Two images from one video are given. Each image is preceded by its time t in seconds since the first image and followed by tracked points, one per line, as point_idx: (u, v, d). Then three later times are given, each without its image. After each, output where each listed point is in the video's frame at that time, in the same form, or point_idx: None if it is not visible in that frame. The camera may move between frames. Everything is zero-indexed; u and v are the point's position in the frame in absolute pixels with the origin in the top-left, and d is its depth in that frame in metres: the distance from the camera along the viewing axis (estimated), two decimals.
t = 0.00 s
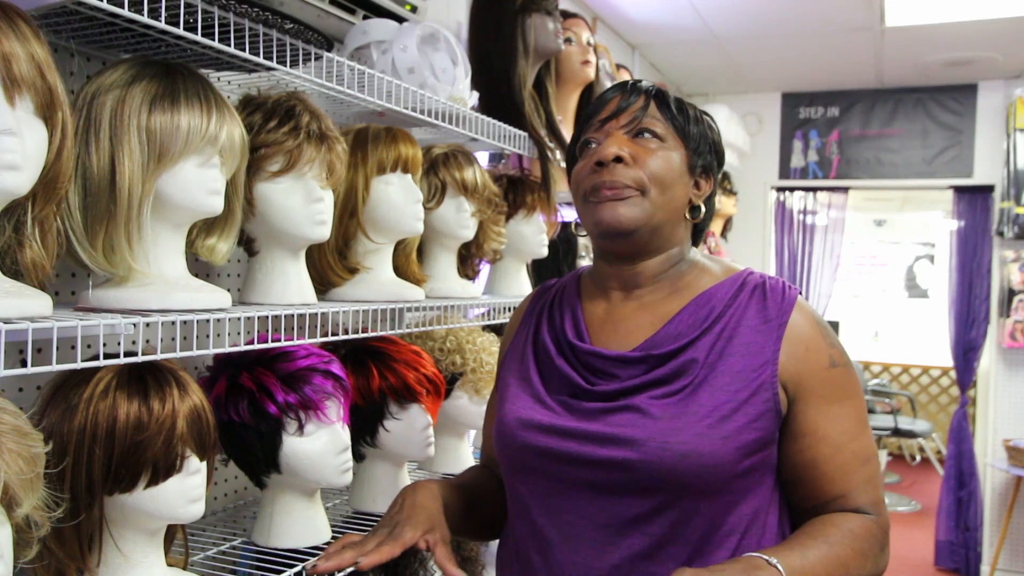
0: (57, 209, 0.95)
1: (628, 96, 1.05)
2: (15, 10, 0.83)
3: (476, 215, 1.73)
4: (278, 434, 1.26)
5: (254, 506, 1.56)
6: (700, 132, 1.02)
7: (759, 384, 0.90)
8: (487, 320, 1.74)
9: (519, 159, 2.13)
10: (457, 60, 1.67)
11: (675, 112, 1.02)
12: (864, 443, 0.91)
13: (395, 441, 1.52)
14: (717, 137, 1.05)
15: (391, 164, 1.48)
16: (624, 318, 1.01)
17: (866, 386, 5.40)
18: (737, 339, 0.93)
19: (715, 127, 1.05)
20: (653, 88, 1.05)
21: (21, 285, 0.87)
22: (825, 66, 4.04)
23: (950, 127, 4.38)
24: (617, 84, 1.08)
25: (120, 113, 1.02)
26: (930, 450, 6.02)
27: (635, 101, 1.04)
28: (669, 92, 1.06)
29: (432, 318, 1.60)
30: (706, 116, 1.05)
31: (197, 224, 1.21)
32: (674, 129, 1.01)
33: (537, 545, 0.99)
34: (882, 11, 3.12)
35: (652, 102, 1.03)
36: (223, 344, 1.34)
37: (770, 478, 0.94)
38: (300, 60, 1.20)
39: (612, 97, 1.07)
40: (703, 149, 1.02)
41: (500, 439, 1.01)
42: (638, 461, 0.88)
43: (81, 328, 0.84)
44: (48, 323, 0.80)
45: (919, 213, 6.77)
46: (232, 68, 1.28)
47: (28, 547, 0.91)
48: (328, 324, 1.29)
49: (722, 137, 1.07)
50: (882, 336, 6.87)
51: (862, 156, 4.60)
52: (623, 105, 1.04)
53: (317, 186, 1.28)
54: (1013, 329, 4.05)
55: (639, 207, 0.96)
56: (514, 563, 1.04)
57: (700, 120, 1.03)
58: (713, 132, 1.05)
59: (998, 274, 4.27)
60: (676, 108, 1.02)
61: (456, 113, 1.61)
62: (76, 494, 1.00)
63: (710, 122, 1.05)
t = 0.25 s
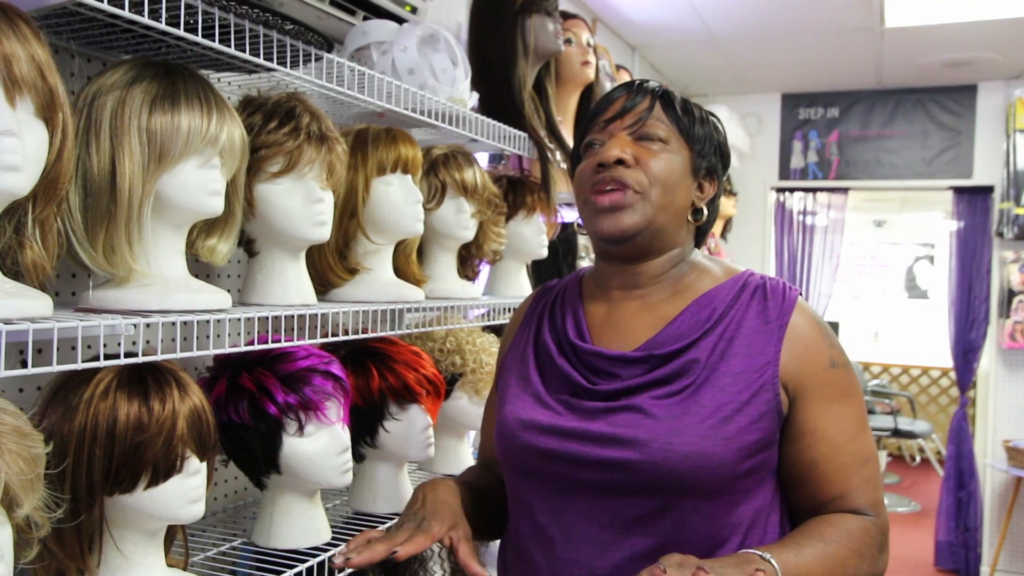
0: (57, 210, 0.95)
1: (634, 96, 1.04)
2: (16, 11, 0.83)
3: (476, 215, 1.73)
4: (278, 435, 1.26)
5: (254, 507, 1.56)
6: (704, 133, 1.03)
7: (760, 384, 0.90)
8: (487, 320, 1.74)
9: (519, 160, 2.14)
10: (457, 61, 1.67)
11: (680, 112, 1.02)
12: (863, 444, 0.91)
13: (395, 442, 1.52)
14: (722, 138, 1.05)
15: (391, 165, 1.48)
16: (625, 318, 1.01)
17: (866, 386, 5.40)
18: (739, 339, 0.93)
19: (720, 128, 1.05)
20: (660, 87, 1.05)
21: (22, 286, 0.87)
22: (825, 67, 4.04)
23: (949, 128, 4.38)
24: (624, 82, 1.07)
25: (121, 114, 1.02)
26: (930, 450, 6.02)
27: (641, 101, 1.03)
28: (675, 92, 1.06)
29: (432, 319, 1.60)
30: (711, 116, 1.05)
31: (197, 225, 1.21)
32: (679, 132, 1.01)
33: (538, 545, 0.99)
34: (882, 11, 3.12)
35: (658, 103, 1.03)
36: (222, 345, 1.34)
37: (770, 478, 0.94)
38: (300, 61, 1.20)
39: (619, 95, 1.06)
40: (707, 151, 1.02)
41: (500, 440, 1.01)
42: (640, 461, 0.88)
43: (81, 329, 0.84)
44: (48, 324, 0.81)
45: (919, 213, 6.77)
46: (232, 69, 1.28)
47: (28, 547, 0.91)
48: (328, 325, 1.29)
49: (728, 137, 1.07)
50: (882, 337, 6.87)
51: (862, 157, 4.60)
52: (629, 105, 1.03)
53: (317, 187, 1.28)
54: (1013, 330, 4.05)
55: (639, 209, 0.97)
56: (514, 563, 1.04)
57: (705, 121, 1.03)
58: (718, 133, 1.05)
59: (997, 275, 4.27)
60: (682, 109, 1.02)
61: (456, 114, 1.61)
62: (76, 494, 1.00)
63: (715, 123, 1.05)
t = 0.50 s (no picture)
0: (56, 211, 0.95)
1: (640, 96, 1.03)
2: (14, 12, 0.83)
3: (476, 216, 1.73)
4: (277, 436, 1.26)
5: (253, 508, 1.56)
6: (708, 133, 1.03)
7: (760, 386, 0.90)
8: (486, 321, 1.74)
9: (518, 160, 2.14)
10: (455, 62, 1.67)
11: (685, 116, 1.02)
12: (864, 444, 0.92)
13: (395, 443, 1.52)
14: (725, 140, 1.05)
15: (389, 166, 1.48)
16: (624, 321, 1.01)
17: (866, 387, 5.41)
18: (738, 342, 0.93)
19: (724, 130, 1.06)
20: (667, 88, 1.04)
21: (20, 288, 0.87)
22: (824, 67, 4.04)
23: (948, 128, 4.38)
24: (631, 81, 1.06)
25: (119, 116, 1.02)
26: (930, 451, 6.02)
27: (647, 102, 1.03)
28: (681, 93, 1.05)
29: (431, 320, 1.60)
30: (715, 118, 1.05)
31: (196, 226, 1.21)
32: (682, 136, 1.01)
33: (537, 546, 0.99)
34: (881, 11, 3.12)
35: (663, 104, 1.02)
36: (221, 346, 1.35)
37: (770, 479, 0.94)
38: (298, 62, 1.20)
39: (625, 94, 1.05)
40: (709, 154, 1.03)
41: (499, 441, 1.01)
42: (639, 462, 0.89)
43: (79, 330, 0.84)
44: (46, 325, 0.81)
45: (919, 213, 6.77)
46: (230, 70, 1.28)
47: (26, 548, 0.91)
48: (326, 326, 1.29)
49: (731, 138, 1.07)
50: (881, 337, 6.87)
51: (861, 157, 4.60)
52: (634, 107, 1.02)
53: (315, 189, 1.28)
54: (1012, 330, 4.05)
55: (638, 215, 0.97)
56: (513, 564, 1.04)
57: (709, 122, 1.03)
58: (721, 134, 1.05)
59: (997, 275, 4.27)
60: (687, 112, 1.02)
61: (454, 114, 1.61)
62: (75, 496, 1.00)
63: (718, 123, 1.05)
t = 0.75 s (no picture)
0: (55, 211, 0.95)
1: (642, 97, 1.03)
2: (13, 13, 0.83)
3: (476, 217, 1.74)
4: (277, 436, 1.27)
5: (253, 508, 1.56)
6: (709, 135, 1.03)
7: (756, 385, 0.90)
8: (485, 321, 1.74)
9: (518, 160, 2.14)
10: (455, 62, 1.67)
11: (685, 118, 1.01)
12: (859, 445, 0.92)
13: (395, 443, 1.52)
14: (726, 142, 1.05)
15: (389, 166, 1.48)
16: (620, 321, 1.01)
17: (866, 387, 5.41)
18: (734, 342, 0.93)
19: (725, 133, 1.05)
20: (670, 90, 1.04)
21: (20, 288, 0.87)
22: (824, 67, 4.04)
23: (948, 129, 4.38)
24: (635, 81, 1.06)
25: (119, 116, 1.02)
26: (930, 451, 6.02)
27: (649, 103, 1.03)
28: (684, 95, 1.05)
29: (430, 321, 1.60)
30: (715, 120, 1.05)
31: (196, 226, 1.21)
32: (681, 140, 1.01)
33: (532, 547, 0.99)
34: (881, 12, 3.12)
35: (664, 106, 1.02)
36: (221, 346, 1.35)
37: (767, 479, 0.94)
38: (298, 63, 1.20)
39: (628, 95, 1.05)
40: (707, 157, 1.02)
41: (495, 441, 1.01)
42: (634, 461, 0.89)
43: (78, 330, 0.84)
44: (45, 325, 0.81)
45: (919, 213, 6.77)
46: (229, 71, 1.28)
47: (27, 548, 0.91)
48: (326, 326, 1.30)
49: (731, 141, 1.07)
50: (881, 337, 6.87)
51: (861, 158, 4.60)
52: (635, 108, 1.02)
53: (315, 189, 1.28)
54: (1012, 330, 4.05)
55: (628, 220, 0.97)
56: (510, 564, 1.04)
57: (710, 123, 1.03)
58: (722, 136, 1.05)
59: (996, 275, 4.27)
60: (688, 114, 1.02)
61: (455, 115, 1.61)
62: (75, 496, 1.00)
63: (719, 125, 1.05)
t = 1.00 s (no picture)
0: (55, 212, 0.95)
1: (633, 97, 1.03)
2: (13, 14, 0.83)
3: (476, 217, 1.74)
4: (276, 436, 1.27)
5: (253, 508, 1.56)
6: (701, 134, 1.03)
7: (750, 385, 0.90)
8: (485, 322, 1.74)
9: (517, 161, 2.14)
10: (454, 63, 1.67)
11: (676, 118, 1.01)
12: (854, 446, 0.92)
13: (395, 443, 1.52)
14: (717, 141, 1.05)
15: (388, 166, 1.48)
16: (615, 322, 1.01)
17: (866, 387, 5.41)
18: (728, 341, 0.93)
19: (716, 131, 1.05)
20: (661, 90, 1.04)
21: (19, 289, 0.87)
22: (824, 68, 4.04)
23: (948, 129, 4.38)
24: (626, 81, 1.06)
25: (119, 117, 1.02)
26: (930, 451, 6.03)
27: (640, 103, 1.03)
28: (675, 94, 1.05)
29: (430, 321, 1.60)
30: (707, 119, 1.05)
31: (195, 226, 1.21)
32: (673, 140, 1.01)
33: (527, 548, 0.99)
34: (881, 12, 3.12)
35: (656, 107, 1.02)
36: (221, 346, 1.35)
37: (761, 479, 0.94)
38: (298, 63, 1.20)
39: (620, 95, 1.05)
40: (700, 156, 1.02)
41: (490, 442, 1.01)
42: (628, 461, 0.89)
43: (78, 330, 0.85)
44: (45, 326, 0.81)
45: (919, 214, 6.77)
46: (229, 71, 1.28)
47: (27, 549, 0.91)
48: (326, 327, 1.30)
49: (723, 139, 1.07)
50: (881, 338, 6.87)
51: (861, 158, 4.60)
52: (627, 109, 1.02)
53: (314, 189, 1.28)
54: (1012, 330, 4.05)
55: (626, 221, 0.97)
56: (506, 565, 1.04)
57: (701, 122, 1.03)
58: (714, 135, 1.05)
59: (996, 275, 4.27)
60: (680, 114, 1.02)
61: (454, 116, 1.61)
62: (75, 496, 1.00)
63: (711, 124, 1.05)
